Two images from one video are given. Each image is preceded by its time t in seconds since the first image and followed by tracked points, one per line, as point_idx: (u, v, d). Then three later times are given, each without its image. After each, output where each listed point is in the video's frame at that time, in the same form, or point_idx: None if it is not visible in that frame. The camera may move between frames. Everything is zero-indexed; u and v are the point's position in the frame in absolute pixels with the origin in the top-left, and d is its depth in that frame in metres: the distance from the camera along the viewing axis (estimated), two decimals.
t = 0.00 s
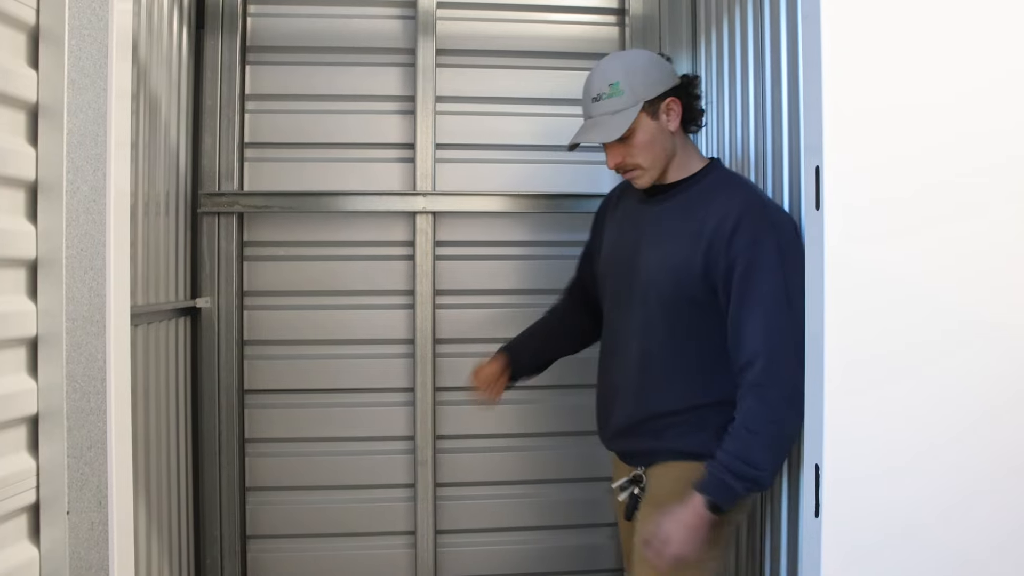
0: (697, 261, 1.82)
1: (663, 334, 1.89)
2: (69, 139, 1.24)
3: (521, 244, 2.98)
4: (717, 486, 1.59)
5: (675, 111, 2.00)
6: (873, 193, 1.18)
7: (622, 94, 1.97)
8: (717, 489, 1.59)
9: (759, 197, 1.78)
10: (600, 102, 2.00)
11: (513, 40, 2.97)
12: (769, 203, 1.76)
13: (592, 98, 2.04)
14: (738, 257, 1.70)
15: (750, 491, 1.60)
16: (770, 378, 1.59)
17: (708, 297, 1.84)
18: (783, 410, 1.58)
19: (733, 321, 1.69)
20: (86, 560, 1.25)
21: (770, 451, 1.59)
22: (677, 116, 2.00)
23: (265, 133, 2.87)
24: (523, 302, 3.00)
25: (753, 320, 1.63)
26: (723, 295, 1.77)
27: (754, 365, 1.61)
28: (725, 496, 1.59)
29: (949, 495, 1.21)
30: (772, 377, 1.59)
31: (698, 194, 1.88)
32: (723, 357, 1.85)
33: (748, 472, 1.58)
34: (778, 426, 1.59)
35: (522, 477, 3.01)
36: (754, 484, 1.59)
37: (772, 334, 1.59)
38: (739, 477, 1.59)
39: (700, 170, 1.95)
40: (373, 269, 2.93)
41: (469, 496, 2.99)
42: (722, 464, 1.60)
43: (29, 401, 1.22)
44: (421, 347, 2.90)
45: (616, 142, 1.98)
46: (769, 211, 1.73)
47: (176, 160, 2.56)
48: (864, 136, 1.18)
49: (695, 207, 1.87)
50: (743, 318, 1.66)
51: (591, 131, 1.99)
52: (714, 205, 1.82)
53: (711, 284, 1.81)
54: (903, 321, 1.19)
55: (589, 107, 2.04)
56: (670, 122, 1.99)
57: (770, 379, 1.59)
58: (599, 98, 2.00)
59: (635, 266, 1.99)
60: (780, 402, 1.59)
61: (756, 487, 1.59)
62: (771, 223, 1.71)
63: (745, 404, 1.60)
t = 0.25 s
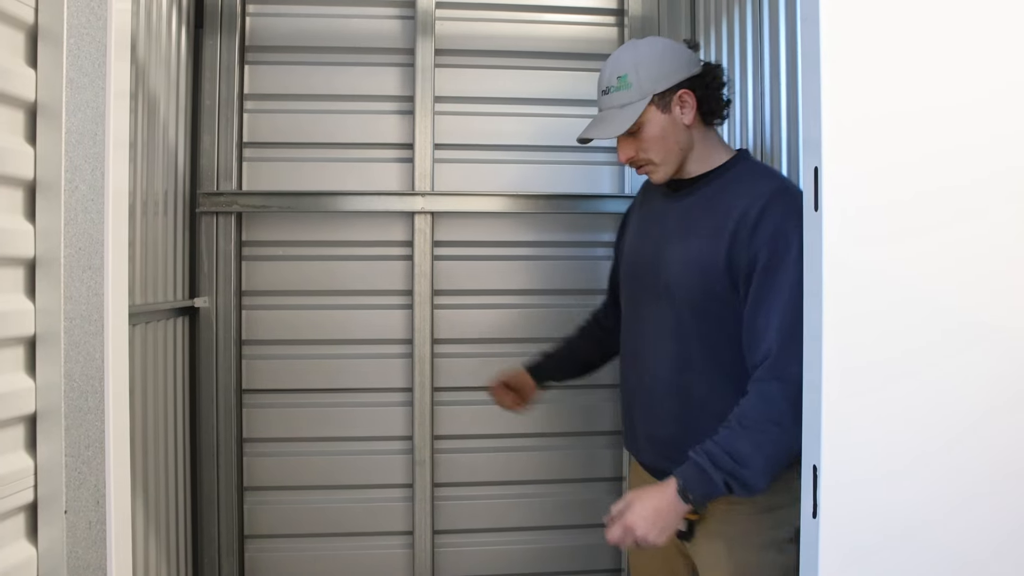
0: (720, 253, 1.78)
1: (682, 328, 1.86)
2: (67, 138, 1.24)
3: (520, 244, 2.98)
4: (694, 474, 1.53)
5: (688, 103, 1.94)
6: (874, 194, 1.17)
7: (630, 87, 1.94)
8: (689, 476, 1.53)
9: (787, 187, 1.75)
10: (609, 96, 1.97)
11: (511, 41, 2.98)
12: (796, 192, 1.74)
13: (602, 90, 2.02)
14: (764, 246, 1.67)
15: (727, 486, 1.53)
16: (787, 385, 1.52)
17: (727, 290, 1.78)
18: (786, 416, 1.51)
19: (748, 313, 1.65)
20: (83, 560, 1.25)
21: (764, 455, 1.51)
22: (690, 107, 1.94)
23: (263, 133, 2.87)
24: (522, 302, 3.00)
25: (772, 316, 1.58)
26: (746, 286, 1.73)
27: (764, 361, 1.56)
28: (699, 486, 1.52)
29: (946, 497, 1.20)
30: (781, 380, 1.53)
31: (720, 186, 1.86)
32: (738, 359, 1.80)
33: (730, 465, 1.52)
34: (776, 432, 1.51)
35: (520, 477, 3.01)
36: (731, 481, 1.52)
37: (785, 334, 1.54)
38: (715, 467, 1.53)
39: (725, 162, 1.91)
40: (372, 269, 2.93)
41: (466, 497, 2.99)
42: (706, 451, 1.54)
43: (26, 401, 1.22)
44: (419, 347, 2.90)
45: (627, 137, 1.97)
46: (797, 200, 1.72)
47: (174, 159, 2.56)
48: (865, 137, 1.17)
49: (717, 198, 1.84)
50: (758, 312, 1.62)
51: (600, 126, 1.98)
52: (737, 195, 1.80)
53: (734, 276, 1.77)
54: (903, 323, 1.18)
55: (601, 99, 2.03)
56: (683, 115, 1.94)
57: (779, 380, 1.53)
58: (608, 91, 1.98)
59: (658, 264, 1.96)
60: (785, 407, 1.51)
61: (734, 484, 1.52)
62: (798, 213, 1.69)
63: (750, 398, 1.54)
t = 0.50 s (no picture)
0: (729, 256, 1.72)
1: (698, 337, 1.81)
2: (65, 137, 1.23)
3: (518, 244, 2.98)
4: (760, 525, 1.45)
5: (685, 100, 1.91)
6: (873, 195, 1.17)
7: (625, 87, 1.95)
8: (757, 529, 1.46)
9: (799, 184, 1.68)
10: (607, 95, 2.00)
11: (511, 41, 2.98)
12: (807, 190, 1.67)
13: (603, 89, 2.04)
14: (775, 250, 1.61)
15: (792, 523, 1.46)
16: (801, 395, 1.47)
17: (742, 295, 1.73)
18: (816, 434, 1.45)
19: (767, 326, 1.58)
20: (81, 558, 1.25)
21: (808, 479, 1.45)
22: (688, 104, 1.90)
23: (262, 132, 2.87)
24: (520, 302, 3.00)
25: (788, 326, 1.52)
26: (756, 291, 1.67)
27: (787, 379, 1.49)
28: (766, 534, 1.45)
29: (946, 498, 1.21)
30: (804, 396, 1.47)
31: (731, 186, 1.80)
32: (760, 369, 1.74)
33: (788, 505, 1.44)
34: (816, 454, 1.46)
35: (518, 477, 3.01)
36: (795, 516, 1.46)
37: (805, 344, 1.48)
38: (775, 512, 1.44)
39: (739, 160, 1.85)
40: (371, 269, 2.93)
41: (464, 497, 2.99)
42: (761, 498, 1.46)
43: (25, 400, 1.22)
44: (418, 347, 2.90)
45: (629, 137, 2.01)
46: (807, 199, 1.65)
47: (173, 158, 2.56)
48: (864, 138, 1.17)
49: (726, 199, 1.79)
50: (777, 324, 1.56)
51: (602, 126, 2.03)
52: (747, 195, 1.74)
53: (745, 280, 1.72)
54: (903, 325, 1.18)
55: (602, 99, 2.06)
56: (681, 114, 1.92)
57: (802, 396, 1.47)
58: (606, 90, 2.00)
59: (671, 269, 1.92)
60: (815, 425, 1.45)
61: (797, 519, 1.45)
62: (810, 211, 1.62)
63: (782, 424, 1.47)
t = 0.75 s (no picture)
0: (713, 253, 1.69)
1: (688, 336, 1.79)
2: (66, 135, 1.24)
3: (518, 243, 2.99)
4: (769, 532, 1.42)
5: (669, 101, 1.88)
6: (872, 195, 1.17)
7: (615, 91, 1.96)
8: (768, 539, 1.42)
9: (785, 177, 1.61)
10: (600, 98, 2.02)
11: (510, 41, 2.98)
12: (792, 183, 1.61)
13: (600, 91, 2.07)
14: (757, 246, 1.57)
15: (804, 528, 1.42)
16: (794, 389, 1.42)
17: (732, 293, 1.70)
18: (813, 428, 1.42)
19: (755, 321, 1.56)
20: (81, 556, 1.25)
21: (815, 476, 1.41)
22: (672, 106, 1.88)
23: (262, 131, 2.87)
24: (520, 302, 3.00)
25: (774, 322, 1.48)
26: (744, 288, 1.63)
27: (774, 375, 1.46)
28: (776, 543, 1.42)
29: (946, 498, 1.21)
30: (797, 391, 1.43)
31: (718, 183, 1.77)
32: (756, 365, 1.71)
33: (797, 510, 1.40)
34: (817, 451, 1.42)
35: (517, 477, 3.01)
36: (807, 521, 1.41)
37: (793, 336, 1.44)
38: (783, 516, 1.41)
39: (733, 154, 1.81)
40: (370, 269, 2.93)
41: (463, 496, 2.99)
42: (769, 506, 1.43)
43: (25, 398, 1.22)
44: (418, 347, 2.89)
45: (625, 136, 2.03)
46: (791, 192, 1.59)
47: (173, 157, 2.56)
48: (863, 139, 1.17)
49: (713, 196, 1.75)
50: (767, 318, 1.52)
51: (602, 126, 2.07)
52: (731, 192, 1.70)
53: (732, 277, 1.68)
54: (903, 325, 1.19)
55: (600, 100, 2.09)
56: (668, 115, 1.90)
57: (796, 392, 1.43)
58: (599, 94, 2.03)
59: (667, 270, 1.91)
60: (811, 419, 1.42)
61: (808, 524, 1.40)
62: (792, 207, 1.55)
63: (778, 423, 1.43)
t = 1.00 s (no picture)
0: (701, 245, 1.69)
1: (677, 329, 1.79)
2: (67, 134, 1.24)
3: (518, 243, 2.99)
4: (711, 515, 1.47)
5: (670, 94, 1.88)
6: (873, 195, 1.17)
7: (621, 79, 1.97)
8: (709, 520, 1.47)
9: (776, 171, 1.60)
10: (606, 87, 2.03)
11: (511, 40, 2.98)
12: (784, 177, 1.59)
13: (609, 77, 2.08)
14: (741, 238, 1.57)
15: (748, 516, 1.44)
16: (761, 380, 1.44)
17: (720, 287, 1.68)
18: (779, 421, 1.43)
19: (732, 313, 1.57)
20: (82, 555, 1.25)
21: (771, 467, 1.42)
22: (672, 100, 1.88)
23: (263, 131, 2.87)
24: (520, 301, 3.00)
25: (750, 313, 1.49)
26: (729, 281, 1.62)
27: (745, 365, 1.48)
28: (719, 526, 1.46)
29: (946, 498, 1.21)
30: (765, 383, 1.44)
31: (714, 179, 1.77)
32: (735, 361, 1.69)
33: (743, 495, 1.44)
34: (780, 443, 1.43)
35: (517, 476, 3.01)
36: (751, 509, 1.43)
37: (766, 327, 1.45)
38: (726, 500, 1.45)
39: (732, 150, 1.80)
40: (371, 268, 2.93)
41: (463, 495, 2.99)
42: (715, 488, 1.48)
43: (26, 396, 1.22)
44: (418, 347, 2.89)
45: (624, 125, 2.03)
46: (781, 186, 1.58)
47: (173, 156, 2.56)
48: (864, 139, 1.17)
49: (707, 190, 1.76)
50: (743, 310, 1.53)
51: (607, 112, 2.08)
52: (723, 186, 1.70)
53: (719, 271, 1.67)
54: (903, 325, 1.19)
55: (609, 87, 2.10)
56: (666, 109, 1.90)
57: (764, 383, 1.44)
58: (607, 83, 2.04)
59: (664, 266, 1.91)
60: (776, 412, 1.43)
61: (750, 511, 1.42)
62: (781, 199, 1.54)
63: (741, 412, 1.46)
